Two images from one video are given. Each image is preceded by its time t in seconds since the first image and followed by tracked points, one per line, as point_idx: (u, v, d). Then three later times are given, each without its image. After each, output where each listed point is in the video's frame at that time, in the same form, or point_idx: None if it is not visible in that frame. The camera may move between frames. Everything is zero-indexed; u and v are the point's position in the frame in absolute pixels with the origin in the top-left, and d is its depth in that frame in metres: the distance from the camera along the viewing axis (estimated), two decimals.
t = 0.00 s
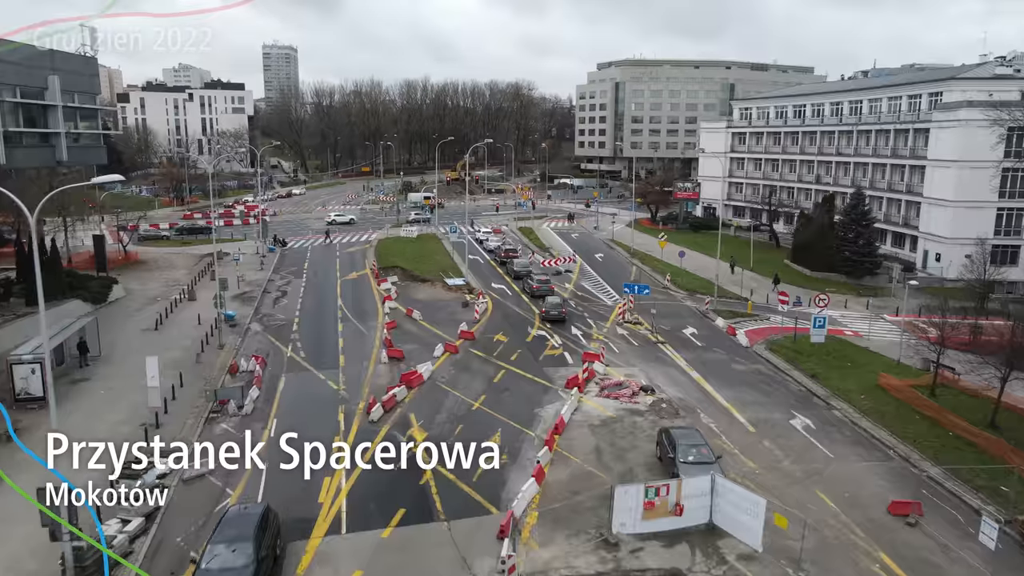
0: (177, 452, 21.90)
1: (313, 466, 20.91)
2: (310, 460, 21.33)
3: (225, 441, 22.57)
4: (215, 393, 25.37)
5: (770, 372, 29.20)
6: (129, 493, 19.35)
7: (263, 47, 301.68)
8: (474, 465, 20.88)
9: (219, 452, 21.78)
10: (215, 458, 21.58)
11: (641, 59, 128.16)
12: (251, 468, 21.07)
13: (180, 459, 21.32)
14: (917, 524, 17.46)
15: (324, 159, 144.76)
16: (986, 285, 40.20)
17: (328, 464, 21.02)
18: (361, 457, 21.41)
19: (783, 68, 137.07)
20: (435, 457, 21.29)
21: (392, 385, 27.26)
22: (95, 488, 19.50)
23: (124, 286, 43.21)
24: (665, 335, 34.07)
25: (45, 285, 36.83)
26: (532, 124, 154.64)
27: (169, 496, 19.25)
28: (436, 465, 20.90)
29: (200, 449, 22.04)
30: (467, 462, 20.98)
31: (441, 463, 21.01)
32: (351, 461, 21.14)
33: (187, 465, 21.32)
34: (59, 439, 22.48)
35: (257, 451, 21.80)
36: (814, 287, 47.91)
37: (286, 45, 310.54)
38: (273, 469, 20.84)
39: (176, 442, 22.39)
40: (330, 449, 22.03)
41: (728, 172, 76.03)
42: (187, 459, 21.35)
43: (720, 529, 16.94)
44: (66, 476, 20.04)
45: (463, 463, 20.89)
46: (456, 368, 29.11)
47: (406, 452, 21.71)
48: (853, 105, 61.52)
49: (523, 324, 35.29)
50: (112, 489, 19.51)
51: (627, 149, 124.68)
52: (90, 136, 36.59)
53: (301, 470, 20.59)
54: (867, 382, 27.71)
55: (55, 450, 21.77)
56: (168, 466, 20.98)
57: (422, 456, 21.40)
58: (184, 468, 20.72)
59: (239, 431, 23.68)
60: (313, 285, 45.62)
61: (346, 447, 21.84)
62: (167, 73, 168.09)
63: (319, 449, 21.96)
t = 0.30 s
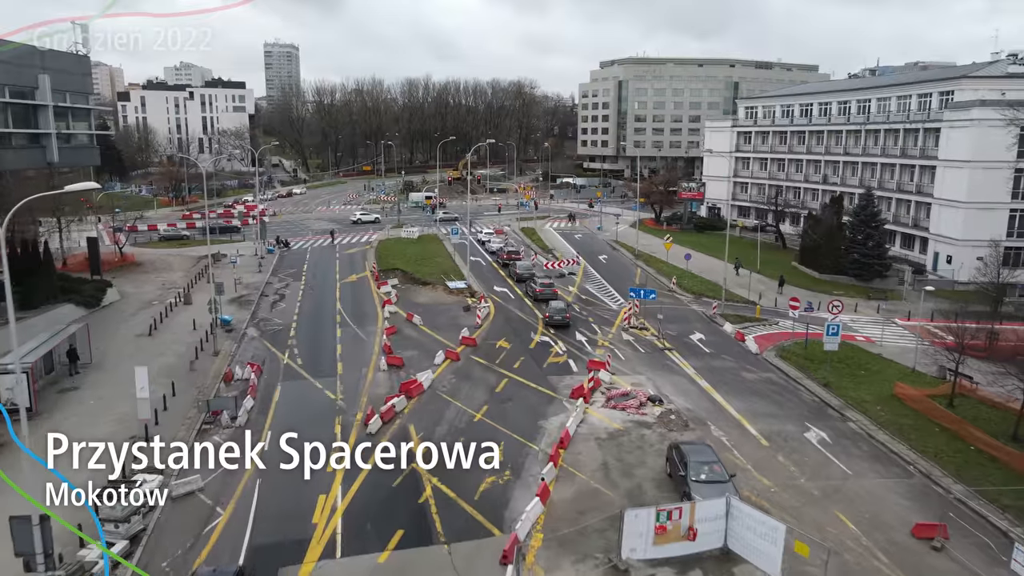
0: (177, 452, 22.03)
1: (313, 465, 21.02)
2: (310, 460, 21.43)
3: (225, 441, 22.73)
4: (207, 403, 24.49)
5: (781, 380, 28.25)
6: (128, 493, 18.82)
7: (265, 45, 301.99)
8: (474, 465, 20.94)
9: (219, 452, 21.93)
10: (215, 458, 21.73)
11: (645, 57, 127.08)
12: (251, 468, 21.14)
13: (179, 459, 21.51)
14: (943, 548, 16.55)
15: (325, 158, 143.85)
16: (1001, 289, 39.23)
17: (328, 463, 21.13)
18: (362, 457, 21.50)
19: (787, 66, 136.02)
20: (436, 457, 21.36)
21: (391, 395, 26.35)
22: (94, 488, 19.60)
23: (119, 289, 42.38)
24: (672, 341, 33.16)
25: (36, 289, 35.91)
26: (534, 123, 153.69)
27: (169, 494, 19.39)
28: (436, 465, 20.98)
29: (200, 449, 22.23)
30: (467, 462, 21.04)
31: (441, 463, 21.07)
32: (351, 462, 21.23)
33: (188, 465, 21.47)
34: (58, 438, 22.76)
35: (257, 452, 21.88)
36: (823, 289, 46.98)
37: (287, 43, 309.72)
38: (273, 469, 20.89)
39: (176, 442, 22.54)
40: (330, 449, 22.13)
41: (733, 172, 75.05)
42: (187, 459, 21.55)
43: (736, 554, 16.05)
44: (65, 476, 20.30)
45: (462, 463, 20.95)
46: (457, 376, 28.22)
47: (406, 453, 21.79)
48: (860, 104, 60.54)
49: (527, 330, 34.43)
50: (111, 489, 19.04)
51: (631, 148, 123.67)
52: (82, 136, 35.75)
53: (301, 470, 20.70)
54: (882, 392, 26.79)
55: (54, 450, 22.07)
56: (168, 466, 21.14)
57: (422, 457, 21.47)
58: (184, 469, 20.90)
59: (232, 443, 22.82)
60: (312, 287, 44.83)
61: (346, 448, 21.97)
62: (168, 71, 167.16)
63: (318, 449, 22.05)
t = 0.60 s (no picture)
0: (177, 451, 22.18)
1: (313, 465, 21.13)
2: (310, 460, 21.55)
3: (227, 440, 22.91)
4: (200, 414, 23.53)
5: (794, 390, 27.30)
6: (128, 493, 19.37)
7: (267, 43, 301.48)
8: (474, 465, 20.94)
9: (219, 453, 22.03)
10: (215, 458, 21.88)
11: (648, 55, 125.94)
12: (250, 468, 21.30)
13: (179, 459, 21.66)
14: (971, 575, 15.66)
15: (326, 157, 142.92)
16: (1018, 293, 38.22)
17: (328, 463, 21.22)
18: (362, 457, 21.57)
19: (792, 64, 134.75)
20: (436, 457, 21.40)
21: (390, 405, 25.47)
22: (95, 488, 19.67)
23: (114, 292, 41.56)
24: (679, 347, 32.27)
25: (29, 292, 34.99)
26: (536, 121, 152.71)
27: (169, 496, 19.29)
28: (436, 465, 21.02)
29: (200, 449, 22.39)
30: (467, 462, 21.05)
31: (441, 463, 21.11)
32: (351, 461, 21.29)
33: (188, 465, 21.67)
34: (59, 438, 22.80)
35: (257, 452, 22.09)
36: (832, 292, 46.06)
37: (289, 41, 308.83)
38: (273, 469, 21.09)
39: (176, 442, 22.76)
40: (330, 449, 22.25)
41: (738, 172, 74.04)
42: (187, 459, 21.69)
43: None
44: (66, 476, 20.33)
45: (462, 463, 20.98)
46: (459, 385, 27.30)
47: (406, 453, 21.86)
48: (869, 103, 59.53)
49: (530, 335, 33.54)
50: (112, 489, 19.58)
51: (634, 147, 122.65)
52: (74, 137, 34.93)
53: (301, 470, 20.80)
54: (898, 402, 25.86)
55: (55, 450, 22.13)
56: (168, 466, 21.34)
57: (423, 457, 21.53)
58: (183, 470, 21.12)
59: (224, 458, 21.90)
60: (311, 290, 44.05)
61: (346, 448, 22.04)
62: (168, 69, 166.35)
63: (319, 449, 22.19)
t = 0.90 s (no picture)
0: (176, 451, 22.14)
1: (313, 465, 21.12)
2: (310, 460, 21.54)
3: (226, 440, 22.62)
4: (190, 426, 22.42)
5: (808, 400, 26.38)
6: (128, 493, 19.62)
7: (268, 40, 300.63)
8: (474, 465, 21.00)
9: (219, 452, 21.95)
10: (215, 457, 21.84)
11: (651, 53, 124.76)
12: (250, 468, 21.24)
13: (180, 459, 21.61)
14: None
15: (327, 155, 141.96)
16: None
17: (328, 463, 21.23)
18: (362, 456, 21.50)
19: (796, 62, 133.54)
20: (436, 457, 21.44)
21: (389, 416, 24.57)
22: (95, 488, 19.74)
23: (109, 295, 40.70)
24: (687, 354, 31.38)
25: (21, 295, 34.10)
26: (539, 120, 151.71)
27: (169, 495, 19.55)
28: (436, 465, 21.06)
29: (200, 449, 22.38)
30: (467, 462, 21.11)
31: (441, 463, 21.14)
32: (351, 461, 21.31)
33: (188, 465, 21.62)
34: (59, 438, 22.71)
35: (256, 451, 21.96)
36: (841, 295, 45.17)
37: (290, 40, 307.71)
38: (273, 469, 21.07)
39: (176, 442, 22.62)
40: (330, 449, 22.25)
41: (744, 171, 73.01)
42: (187, 459, 21.59)
43: None
44: (66, 476, 20.31)
45: (462, 463, 21.02)
46: (460, 394, 26.43)
47: (406, 453, 21.86)
48: (877, 101, 58.54)
49: (534, 341, 32.66)
50: (111, 489, 19.76)
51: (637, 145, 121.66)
52: (67, 137, 34.06)
53: (301, 470, 20.83)
54: (916, 413, 24.97)
55: (55, 450, 22.07)
56: (168, 466, 21.34)
57: (422, 456, 21.57)
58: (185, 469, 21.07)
59: (216, 474, 20.89)
60: (310, 292, 43.23)
61: (346, 448, 22.03)
62: (169, 67, 165.52)
63: (319, 449, 22.17)
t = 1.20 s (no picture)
0: (177, 451, 22.14)
1: (313, 466, 21.15)
2: (310, 460, 21.57)
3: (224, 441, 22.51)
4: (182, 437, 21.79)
5: (822, 411, 25.44)
6: (129, 493, 19.76)
7: (270, 38, 299.83)
8: (474, 465, 21.06)
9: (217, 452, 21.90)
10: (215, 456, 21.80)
11: (655, 50, 123.51)
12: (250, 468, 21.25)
13: (179, 459, 21.55)
14: None
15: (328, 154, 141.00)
16: None
17: (328, 463, 21.27)
18: (361, 457, 21.53)
19: (801, 60, 132.33)
20: (436, 457, 21.46)
21: (387, 428, 23.60)
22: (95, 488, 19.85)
23: (104, 299, 39.87)
24: (695, 361, 30.51)
25: (12, 298, 33.21)
26: (541, 118, 150.71)
27: (170, 495, 19.70)
28: (436, 465, 21.09)
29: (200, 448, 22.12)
30: (467, 462, 21.16)
31: (441, 463, 21.17)
32: (351, 462, 21.37)
33: (188, 464, 21.59)
34: (52, 446, 22.26)
35: (257, 451, 21.97)
36: (851, 298, 44.25)
37: (293, 38, 307.31)
38: (273, 469, 21.07)
39: (176, 442, 22.61)
40: (329, 449, 22.30)
41: (750, 171, 72.02)
42: (187, 459, 21.53)
43: None
44: (66, 477, 20.37)
45: (463, 463, 21.08)
46: (461, 404, 25.55)
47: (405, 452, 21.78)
48: (886, 100, 57.53)
49: (538, 347, 31.79)
50: (111, 489, 19.86)
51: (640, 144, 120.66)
52: (59, 137, 33.20)
53: (301, 470, 20.87)
54: (936, 425, 24.02)
55: (51, 454, 21.88)
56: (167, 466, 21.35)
57: (422, 456, 21.58)
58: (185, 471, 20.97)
59: (207, 492, 19.93)
60: (309, 295, 42.48)
61: (346, 448, 22.12)
62: (172, 66, 165.07)
63: (319, 450, 22.18)
